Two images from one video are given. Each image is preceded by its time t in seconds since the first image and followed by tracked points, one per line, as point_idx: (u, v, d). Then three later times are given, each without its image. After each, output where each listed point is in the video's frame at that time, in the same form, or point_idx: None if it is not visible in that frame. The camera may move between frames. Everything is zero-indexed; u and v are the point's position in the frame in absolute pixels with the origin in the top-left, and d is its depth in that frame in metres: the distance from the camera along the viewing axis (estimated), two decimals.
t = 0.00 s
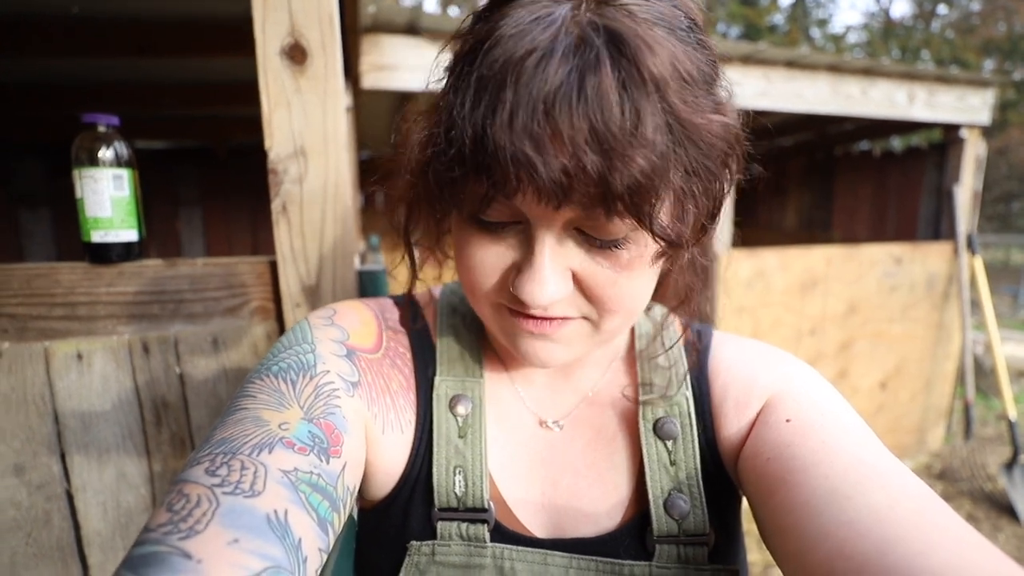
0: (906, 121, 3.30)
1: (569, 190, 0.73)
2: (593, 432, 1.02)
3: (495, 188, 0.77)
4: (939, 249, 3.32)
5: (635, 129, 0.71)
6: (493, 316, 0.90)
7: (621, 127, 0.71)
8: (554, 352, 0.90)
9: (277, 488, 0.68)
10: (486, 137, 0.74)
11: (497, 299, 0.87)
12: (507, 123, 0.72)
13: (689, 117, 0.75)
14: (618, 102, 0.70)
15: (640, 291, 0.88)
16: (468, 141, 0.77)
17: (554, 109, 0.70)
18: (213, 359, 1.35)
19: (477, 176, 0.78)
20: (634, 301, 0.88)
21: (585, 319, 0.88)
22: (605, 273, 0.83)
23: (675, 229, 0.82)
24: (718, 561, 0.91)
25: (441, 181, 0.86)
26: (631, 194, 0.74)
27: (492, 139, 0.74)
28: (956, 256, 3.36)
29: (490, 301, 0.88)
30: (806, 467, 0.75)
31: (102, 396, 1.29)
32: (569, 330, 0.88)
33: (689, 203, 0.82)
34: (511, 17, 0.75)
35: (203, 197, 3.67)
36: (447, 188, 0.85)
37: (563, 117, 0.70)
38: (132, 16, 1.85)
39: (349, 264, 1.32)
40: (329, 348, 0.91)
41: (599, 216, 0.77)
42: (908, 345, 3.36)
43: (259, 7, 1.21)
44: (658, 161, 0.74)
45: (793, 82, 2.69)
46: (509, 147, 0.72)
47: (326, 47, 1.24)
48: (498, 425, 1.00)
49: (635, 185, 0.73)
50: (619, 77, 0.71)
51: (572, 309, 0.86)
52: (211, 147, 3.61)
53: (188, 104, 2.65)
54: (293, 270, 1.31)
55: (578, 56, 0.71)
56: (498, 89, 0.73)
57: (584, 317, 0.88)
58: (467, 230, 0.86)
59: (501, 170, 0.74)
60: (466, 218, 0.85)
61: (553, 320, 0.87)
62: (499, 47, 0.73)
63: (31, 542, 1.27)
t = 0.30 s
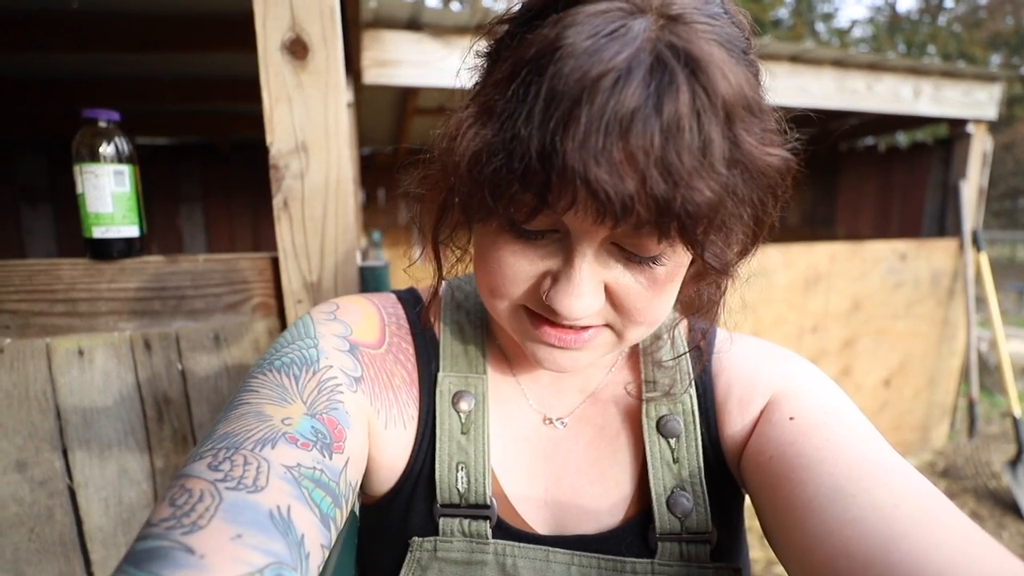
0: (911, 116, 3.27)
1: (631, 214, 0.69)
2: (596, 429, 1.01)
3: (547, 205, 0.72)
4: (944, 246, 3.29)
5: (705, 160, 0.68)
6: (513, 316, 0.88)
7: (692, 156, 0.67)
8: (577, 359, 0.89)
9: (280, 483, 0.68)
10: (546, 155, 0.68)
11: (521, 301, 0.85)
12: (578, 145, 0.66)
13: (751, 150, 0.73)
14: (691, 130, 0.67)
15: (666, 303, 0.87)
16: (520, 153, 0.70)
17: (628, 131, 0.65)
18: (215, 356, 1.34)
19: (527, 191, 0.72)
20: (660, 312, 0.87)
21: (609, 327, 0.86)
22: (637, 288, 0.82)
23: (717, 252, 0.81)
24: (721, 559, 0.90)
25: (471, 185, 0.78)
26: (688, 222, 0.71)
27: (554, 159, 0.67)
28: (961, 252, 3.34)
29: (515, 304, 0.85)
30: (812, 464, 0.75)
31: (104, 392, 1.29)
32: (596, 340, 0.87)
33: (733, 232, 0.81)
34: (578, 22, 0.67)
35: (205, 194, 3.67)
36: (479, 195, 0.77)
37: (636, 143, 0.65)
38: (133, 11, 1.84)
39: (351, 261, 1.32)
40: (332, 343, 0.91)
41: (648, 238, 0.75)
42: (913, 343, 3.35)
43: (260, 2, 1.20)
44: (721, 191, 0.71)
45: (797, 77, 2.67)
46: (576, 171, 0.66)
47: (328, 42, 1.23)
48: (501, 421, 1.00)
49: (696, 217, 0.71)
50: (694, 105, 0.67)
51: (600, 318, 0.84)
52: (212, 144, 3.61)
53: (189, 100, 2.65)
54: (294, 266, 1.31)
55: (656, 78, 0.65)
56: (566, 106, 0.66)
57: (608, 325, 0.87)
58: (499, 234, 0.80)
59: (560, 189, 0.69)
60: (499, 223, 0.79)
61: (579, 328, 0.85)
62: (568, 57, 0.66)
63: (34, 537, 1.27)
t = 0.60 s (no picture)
0: (908, 117, 3.28)
1: (638, 216, 0.69)
2: (593, 431, 1.01)
3: (552, 208, 0.72)
4: (940, 246, 3.30)
5: (711, 162, 0.69)
6: (514, 317, 0.88)
7: (698, 158, 0.68)
8: (578, 360, 0.89)
9: (278, 484, 0.68)
10: (551, 155, 0.68)
11: (524, 302, 0.85)
12: (585, 146, 0.66)
13: (754, 153, 0.74)
14: (697, 131, 0.67)
15: (667, 304, 0.87)
16: (526, 155, 0.70)
17: (636, 133, 0.65)
18: (212, 357, 1.34)
19: (533, 194, 0.72)
20: (661, 311, 0.87)
21: (611, 327, 0.87)
22: (639, 289, 0.82)
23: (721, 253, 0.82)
24: (717, 560, 0.91)
25: (475, 189, 0.78)
26: (693, 223, 0.72)
27: (561, 161, 0.67)
28: (957, 252, 3.35)
29: (516, 305, 0.85)
30: (808, 465, 0.75)
31: (101, 393, 1.28)
32: (597, 340, 0.87)
33: (736, 233, 0.81)
34: (584, 23, 0.67)
35: (202, 195, 3.67)
36: (485, 198, 0.77)
37: (642, 144, 0.66)
38: (129, 12, 1.84)
39: (349, 262, 1.32)
40: (330, 344, 0.91)
41: (651, 239, 0.75)
42: (909, 342, 3.36)
43: (257, 2, 1.20)
44: (726, 192, 0.72)
45: (794, 78, 2.68)
46: (583, 173, 0.66)
47: (325, 42, 1.23)
48: (498, 422, 1.00)
49: (701, 217, 0.71)
50: (700, 106, 0.67)
51: (601, 320, 0.85)
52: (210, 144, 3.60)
53: (186, 100, 2.65)
54: (292, 267, 1.31)
55: (662, 79, 0.66)
56: (572, 106, 0.66)
57: (609, 326, 0.87)
58: (502, 235, 0.80)
59: (567, 190, 0.69)
60: (502, 225, 0.79)
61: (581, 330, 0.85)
62: (574, 58, 0.66)
63: (30, 540, 1.26)
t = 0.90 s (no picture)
0: (906, 120, 3.29)
1: (642, 216, 0.69)
2: (592, 432, 1.01)
3: (555, 208, 0.72)
4: (938, 249, 3.31)
5: (714, 161, 0.69)
6: (516, 318, 0.88)
7: (701, 156, 0.68)
8: (579, 361, 0.89)
9: (277, 484, 0.68)
10: (554, 155, 0.68)
11: (525, 303, 0.85)
12: (590, 146, 0.66)
13: (757, 153, 0.74)
14: (700, 131, 0.67)
15: (668, 304, 0.87)
16: (530, 155, 0.70)
17: (641, 133, 0.66)
18: (211, 357, 1.34)
19: (537, 194, 0.72)
20: (662, 311, 0.87)
21: (613, 328, 0.87)
22: (641, 289, 0.82)
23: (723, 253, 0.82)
24: (715, 562, 0.91)
25: (478, 189, 0.78)
26: (697, 223, 0.72)
27: (565, 160, 0.67)
28: (955, 255, 3.36)
29: (518, 307, 0.85)
30: (806, 468, 0.75)
31: (99, 393, 1.28)
32: (598, 341, 0.88)
33: (738, 233, 0.82)
34: (586, 22, 0.67)
35: (201, 195, 3.67)
36: (488, 198, 0.77)
37: (647, 143, 0.66)
38: (130, 11, 1.84)
39: (348, 262, 1.32)
40: (330, 345, 0.91)
41: (654, 239, 0.75)
42: (907, 345, 3.36)
43: (257, 2, 1.20)
44: (729, 191, 0.72)
45: (793, 80, 2.68)
46: (588, 172, 0.66)
47: (324, 42, 1.23)
48: (497, 424, 1.00)
49: (705, 217, 0.72)
50: (702, 105, 0.67)
51: (603, 321, 0.85)
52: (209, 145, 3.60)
53: (186, 100, 2.65)
54: (291, 267, 1.31)
55: (665, 78, 0.66)
56: (575, 106, 0.66)
57: (611, 327, 0.87)
58: (505, 237, 0.80)
59: (572, 190, 0.69)
60: (505, 226, 0.79)
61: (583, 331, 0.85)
62: (577, 58, 0.66)
63: (27, 539, 1.26)
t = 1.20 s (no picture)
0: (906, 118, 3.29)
1: (645, 214, 0.69)
2: (592, 432, 1.01)
3: (557, 207, 0.72)
4: (938, 247, 3.31)
5: (716, 159, 0.69)
6: (517, 319, 0.88)
7: (703, 153, 0.68)
8: (581, 362, 0.90)
9: (277, 485, 0.68)
10: (555, 153, 0.68)
11: (526, 304, 0.85)
12: (592, 144, 0.66)
13: (757, 150, 0.74)
14: (702, 128, 0.68)
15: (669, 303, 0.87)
16: (531, 154, 0.70)
17: (644, 130, 0.66)
18: (211, 358, 1.34)
19: (538, 193, 0.72)
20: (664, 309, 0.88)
21: (616, 327, 0.87)
22: (643, 288, 0.82)
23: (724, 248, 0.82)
24: (715, 562, 0.91)
25: (480, 189, 0.78)
26: (700, 220, 0.72)
27: (567, 159, 0.67)
28: (955, 253, 3.36)
29: (521, 308, 0.85)
30: (806, 467, 0.75)
31: (99, 394, 1.28)
32: (601, 341, 0.88)
33: (739, 229, 0.82)
34: (585, 20, 0.67)
35: (202, 196, 3.67)
36: (490, 198, 0.78)
37: (649, 140, 0.66)
38: (129, 13, 1.83)
39: (348, 263, 1.32)
40: (330, 346, 0.91)
41: (655, 237, 0.75)
42: (907, 343, 3.36)
43: (256, 2, 1.20)
44: (732, 187, 0.72)
45: (793, 79, 2.68)
46: (591, 170, 0.66)
47: (323, 42, 1.23)
48: (497, 423, 1.00)
49: (707, 214, 0.72)
50: (703, 103, 0.67)
51: (605, 321, 0.85)
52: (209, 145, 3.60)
53: (184, 101, 2.65)
54: (290, 268, 1.30)
55: (665, 76, 0.66)
56: (576, 104, 0.66)
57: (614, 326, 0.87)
58: (506, 237, 0.80)
59: (573, 189, 0.69)
60: (507, 226, 0.79)
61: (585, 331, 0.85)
62: (577, 57, 0.66)
63: (28, 541, 1.26)
